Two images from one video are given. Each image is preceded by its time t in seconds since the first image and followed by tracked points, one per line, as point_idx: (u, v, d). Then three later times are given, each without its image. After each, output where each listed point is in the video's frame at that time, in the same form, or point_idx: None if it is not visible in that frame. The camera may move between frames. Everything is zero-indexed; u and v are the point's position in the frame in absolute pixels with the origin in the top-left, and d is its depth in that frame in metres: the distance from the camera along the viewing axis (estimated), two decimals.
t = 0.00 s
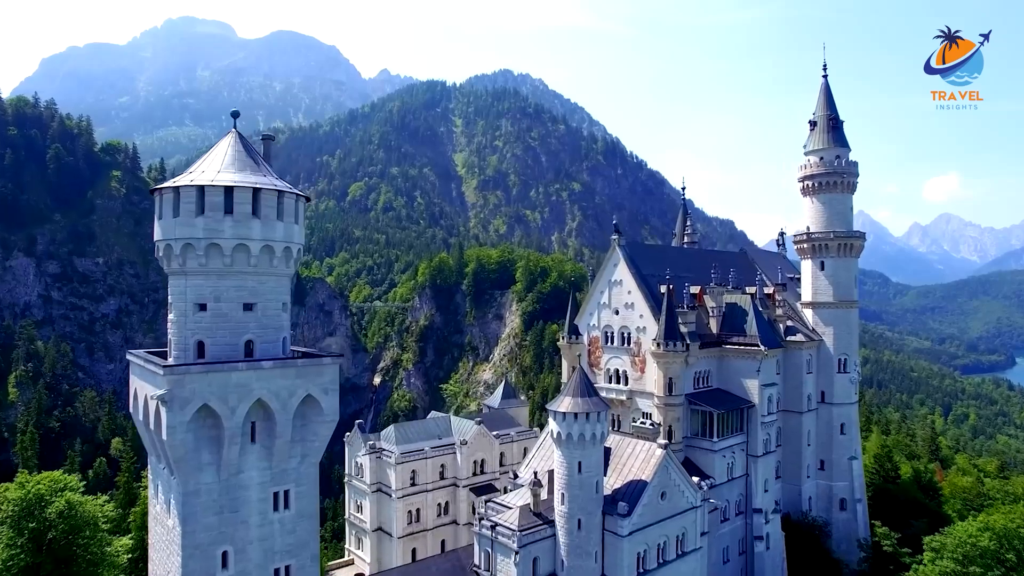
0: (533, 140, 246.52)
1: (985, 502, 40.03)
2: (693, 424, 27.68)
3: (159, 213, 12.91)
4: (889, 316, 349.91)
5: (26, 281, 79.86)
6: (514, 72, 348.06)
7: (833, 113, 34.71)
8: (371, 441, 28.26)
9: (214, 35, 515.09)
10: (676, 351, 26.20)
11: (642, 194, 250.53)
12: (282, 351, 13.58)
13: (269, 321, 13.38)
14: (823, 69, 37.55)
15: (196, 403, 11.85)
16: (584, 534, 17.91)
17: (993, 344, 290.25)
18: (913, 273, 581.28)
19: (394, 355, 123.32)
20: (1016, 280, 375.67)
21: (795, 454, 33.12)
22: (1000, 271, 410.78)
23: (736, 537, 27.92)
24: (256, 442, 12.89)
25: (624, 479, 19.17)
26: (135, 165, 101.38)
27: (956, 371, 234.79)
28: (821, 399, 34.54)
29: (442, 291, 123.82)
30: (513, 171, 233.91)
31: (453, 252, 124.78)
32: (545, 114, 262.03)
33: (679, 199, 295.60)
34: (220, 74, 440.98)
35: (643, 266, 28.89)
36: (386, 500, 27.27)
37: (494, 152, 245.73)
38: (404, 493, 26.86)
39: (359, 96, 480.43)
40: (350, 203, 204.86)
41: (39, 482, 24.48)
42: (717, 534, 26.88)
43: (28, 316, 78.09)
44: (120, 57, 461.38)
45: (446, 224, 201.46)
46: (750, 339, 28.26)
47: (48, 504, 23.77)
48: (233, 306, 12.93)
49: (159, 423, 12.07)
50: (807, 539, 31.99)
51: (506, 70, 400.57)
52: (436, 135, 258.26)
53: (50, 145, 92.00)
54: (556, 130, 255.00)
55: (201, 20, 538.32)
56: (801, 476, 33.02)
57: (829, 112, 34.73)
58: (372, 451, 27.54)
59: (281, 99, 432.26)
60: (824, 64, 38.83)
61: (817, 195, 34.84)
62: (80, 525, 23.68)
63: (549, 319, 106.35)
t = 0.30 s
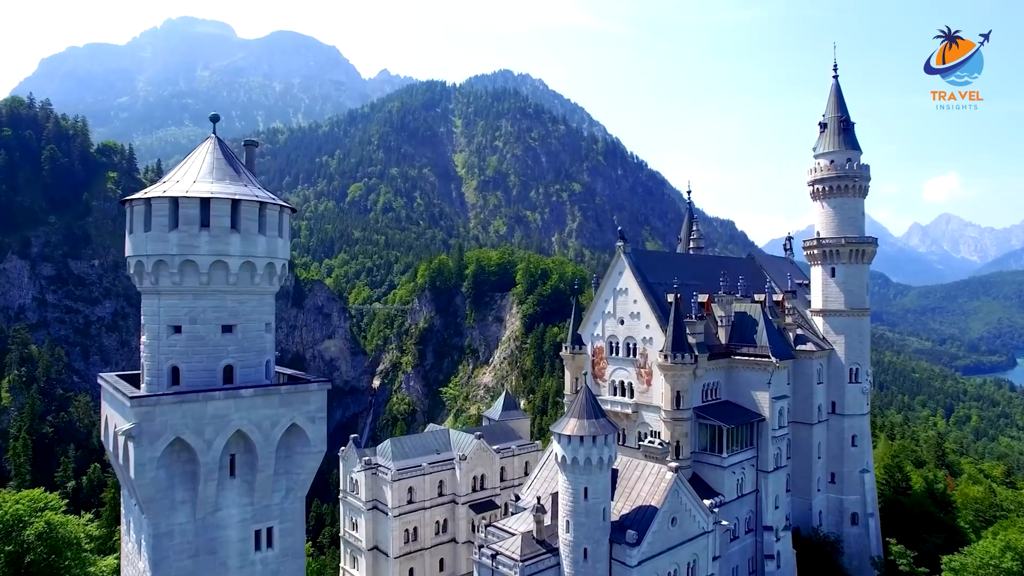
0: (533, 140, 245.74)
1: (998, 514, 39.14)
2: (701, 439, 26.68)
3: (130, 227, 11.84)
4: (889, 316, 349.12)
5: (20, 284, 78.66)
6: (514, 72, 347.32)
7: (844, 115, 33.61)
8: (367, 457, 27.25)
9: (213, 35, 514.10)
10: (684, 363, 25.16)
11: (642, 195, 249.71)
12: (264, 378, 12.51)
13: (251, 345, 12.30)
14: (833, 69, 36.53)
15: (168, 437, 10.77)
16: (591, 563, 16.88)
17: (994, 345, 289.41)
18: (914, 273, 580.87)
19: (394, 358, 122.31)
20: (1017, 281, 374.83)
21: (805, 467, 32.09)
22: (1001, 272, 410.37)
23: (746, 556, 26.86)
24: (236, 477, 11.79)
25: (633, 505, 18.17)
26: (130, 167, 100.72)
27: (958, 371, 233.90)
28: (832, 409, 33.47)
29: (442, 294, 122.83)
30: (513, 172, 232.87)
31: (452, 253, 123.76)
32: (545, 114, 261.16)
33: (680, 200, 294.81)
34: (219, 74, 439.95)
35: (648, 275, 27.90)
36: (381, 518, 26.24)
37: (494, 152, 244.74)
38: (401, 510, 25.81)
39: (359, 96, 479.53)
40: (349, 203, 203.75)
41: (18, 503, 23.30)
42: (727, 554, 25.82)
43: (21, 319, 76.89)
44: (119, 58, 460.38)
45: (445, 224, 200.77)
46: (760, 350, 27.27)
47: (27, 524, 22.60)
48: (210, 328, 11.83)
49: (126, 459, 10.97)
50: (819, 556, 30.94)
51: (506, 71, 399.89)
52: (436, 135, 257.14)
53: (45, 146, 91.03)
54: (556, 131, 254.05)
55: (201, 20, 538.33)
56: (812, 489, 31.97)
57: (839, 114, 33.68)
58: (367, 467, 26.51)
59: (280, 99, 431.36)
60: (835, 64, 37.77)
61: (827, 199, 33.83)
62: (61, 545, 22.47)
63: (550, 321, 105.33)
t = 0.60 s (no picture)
0: (533, 140, 244.92)
1: (1011, 525, 38.04)
2: (709, 455, 25.70)
3: (95, 242, 10.74)
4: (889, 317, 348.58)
5: (13, 287, 77.35)
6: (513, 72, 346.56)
7: (856, 116, 32.57)
8: (362, 473, 26.37)
9: (212, 35, 512.77)
10: (692, 376, 24.18)
11: (643, 196, 248.90)
12: (244, 407, 11.45)
13: (229, 371, 11.23)
14: (844, 69, 35.50)
15: (134, 477, 9.69)
16: None
17: (994, 345, 288.94)
18: (914, 273, 579.77)
19: (392, 361, 121.50)
20: (1016, 281, 374.43)
21: (815, 481, 31.04)
22: (1000, 272, 410.75)
23: None
24: (211, 517, 10.72)
25: (642, 533, 17.24)
26: (126, 168, 100.26)
27: (959, 372, 233.26)
28: (842, 421, 32.43)
29: (441, 296, 121.61)
30: (513, 172, 231.82)
31: (452, 255, 122.68)
32: (545, 114, 260.29)
33: (679, 201, 294.26)
34: (218, 74, 438.89)
35: (655, 283, 26.89)
36: (377, 538, 25.23)
37: (494, 152, 243.70)
38: (397, 530, 24.82)
39: (358, 96, 478.63)
40: (348, 204, 202.62)
41: None
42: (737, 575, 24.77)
43: (14, 323, 75.63)
44: (117, 57, 459.11)
45: (445, 225, 200.29)
46: (771, 362, 26.26)
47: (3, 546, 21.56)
48: (182, 354, 10.74)
49: (86, 502, 9.86)
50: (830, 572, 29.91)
51: (505, 71, 399.08)
52: (435, 135, 255.92)
53: (40, 146, 89.99)
54: (556, 131, 253.18)
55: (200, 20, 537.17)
56: (822, 503, 30.96)
57: (850, 115, 32.63)
58: (361, 484, 25.55)
59: (279, 99, 430.13)
60: (846, 64, 36.71)
61: (838, 204, 32.82)
62: (40, 565, 21.46)
63: (550, 324, 104.39)
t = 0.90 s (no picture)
0: (533, 140, 244.06)
1: None
2: (718, 471, 24.77)
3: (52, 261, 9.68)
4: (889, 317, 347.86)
5: (6, 290, 76.11)
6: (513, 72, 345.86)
7: (867, 118, 31.61)
8: (357, 491, 26.10)
9: (211, 35, 511.71)
10: (701, 391, 23.22)
11: (643, 196, 248.04)
12: (218, 443, 10.40)
13: (203, 404, 10.17)
14: (855, 69, 34.45)
15: (89, 527, 8.63)
16: None
17: (993, 346, 288.65)
18: (913, 273, 578.88)
19: (392, 363, 120.82)
20: (1016, 281, 374.00)
21: (824, 495, 30.06)
22: (1000, 272, 410.17)
23: None
24: (182, 566, 9.67)
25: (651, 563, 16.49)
26: (122, 168, 99.91)
27: (959, 372, 232.45)
28: (853, 432, 31.38)
29: (441, 298, 120.52)
30: (513, 173, 230.68)
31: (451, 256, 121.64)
32: (545, 114, 259.54)
33: (680, 201, 293.53)
34: (217, 74, 438.21)
35: (662, 292, 25.89)
36: (373, 558, 25.08)
37: (493, 152, 242.64)
38: (393, 550, 24.69)
39: (358, 96, 477.74)
40: (347, 205, 201.70)
41: None
42: None
43: (7, 326, 74.51)
44: (116, 57, 458.14)
45: (445, 225, 199.63)
46: (783, 374, 25.25)
47: None
48: (148, 388, 9.66)
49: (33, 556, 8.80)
50: None
51: (505, 70, 398.37)
52: (435, 135, 254.81)
53: (34, 147, 89.25)
54: (556, 131, 252.26)
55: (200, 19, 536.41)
56: (832, 517, 29.95)
57: (862, 118, 31.65)
58: (357, 503, 25.45)
59: (279, 99, 429.57)
60: (856, 64, 35.78)
61: (849, 208, 31.84)
62: None
63: (550, 326, 103.59)
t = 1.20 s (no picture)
0: (533, 140, 243.09)
1: None
2: (727, 489, 23.79)
3: None
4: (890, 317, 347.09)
5: None
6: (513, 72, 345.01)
7: (879, 121, 30.61)
8: (351, 510, 27.36)
9: (211, 35, 510.69)
10: (711, 407, 22.23)
11: (643, 196, 247.11)
12: (192, 487, 9.44)
13: (171, 444, 9.10)
14: (867, 68, 33.33)
15: None
16: None
17: (994, 346, 288.32)
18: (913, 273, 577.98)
19: (390, 366, 120.02)
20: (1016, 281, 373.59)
21: (836, 509, 29.04)
22: (1001, 272, 409.55)
23: None
24: None
25: None
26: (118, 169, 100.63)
27: (960, 373, 231.72)
28: (865, 445, 30.32)
29: (440, 300, 119.55)
30: (513, 173, 229.52)
31: (451, 258, 120.64)
32: (545, 114, 258.82)
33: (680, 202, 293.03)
34: (217, 74, 437.37)
35: (668, 302, 24.91)
36: None
37: (493, 153, 241.56)
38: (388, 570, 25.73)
39: (357, 96, 476.52)
40: (347, 205, 200.87)
41: None
42: None
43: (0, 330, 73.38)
44: (115, 58, 457.40)
45: (444, 226, 198.90)
46: (795, 387, 24.26)
47: None
48: (108, 429, 8.61)
49: None
50: None
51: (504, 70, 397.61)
52: (434, 135, 253.86)
53: (29, 147, 88.44)
54: (556, 131, 251.39)
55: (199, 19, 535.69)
56: (844, 533, 28.96)
57: (874, 120, 30.64)
58: (352, 523, 26.65)
59: (278, 99, 428.84)
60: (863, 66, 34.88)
61: (860, 213, 30.74)
62: None
63: (551, 329, 102.71)
